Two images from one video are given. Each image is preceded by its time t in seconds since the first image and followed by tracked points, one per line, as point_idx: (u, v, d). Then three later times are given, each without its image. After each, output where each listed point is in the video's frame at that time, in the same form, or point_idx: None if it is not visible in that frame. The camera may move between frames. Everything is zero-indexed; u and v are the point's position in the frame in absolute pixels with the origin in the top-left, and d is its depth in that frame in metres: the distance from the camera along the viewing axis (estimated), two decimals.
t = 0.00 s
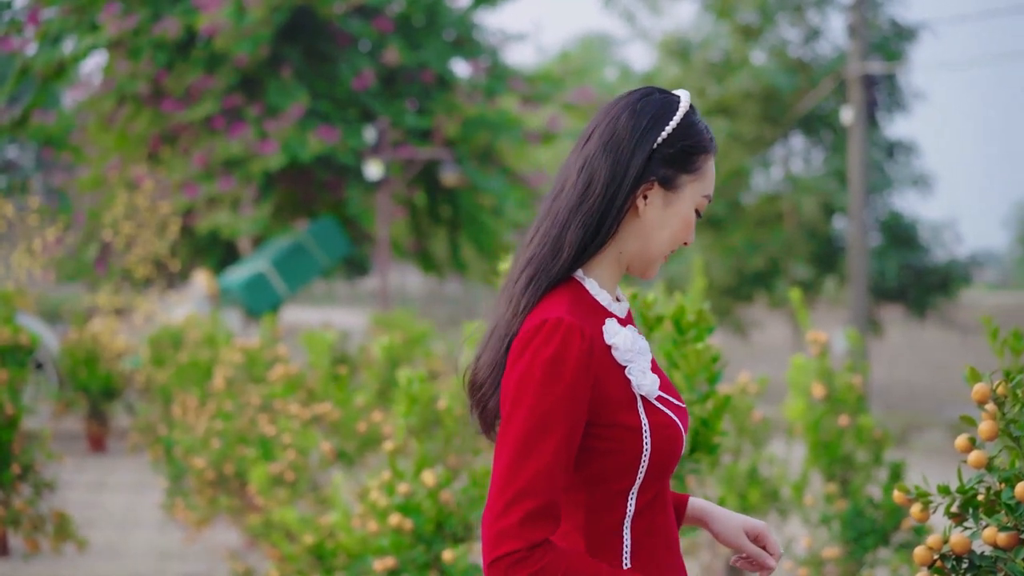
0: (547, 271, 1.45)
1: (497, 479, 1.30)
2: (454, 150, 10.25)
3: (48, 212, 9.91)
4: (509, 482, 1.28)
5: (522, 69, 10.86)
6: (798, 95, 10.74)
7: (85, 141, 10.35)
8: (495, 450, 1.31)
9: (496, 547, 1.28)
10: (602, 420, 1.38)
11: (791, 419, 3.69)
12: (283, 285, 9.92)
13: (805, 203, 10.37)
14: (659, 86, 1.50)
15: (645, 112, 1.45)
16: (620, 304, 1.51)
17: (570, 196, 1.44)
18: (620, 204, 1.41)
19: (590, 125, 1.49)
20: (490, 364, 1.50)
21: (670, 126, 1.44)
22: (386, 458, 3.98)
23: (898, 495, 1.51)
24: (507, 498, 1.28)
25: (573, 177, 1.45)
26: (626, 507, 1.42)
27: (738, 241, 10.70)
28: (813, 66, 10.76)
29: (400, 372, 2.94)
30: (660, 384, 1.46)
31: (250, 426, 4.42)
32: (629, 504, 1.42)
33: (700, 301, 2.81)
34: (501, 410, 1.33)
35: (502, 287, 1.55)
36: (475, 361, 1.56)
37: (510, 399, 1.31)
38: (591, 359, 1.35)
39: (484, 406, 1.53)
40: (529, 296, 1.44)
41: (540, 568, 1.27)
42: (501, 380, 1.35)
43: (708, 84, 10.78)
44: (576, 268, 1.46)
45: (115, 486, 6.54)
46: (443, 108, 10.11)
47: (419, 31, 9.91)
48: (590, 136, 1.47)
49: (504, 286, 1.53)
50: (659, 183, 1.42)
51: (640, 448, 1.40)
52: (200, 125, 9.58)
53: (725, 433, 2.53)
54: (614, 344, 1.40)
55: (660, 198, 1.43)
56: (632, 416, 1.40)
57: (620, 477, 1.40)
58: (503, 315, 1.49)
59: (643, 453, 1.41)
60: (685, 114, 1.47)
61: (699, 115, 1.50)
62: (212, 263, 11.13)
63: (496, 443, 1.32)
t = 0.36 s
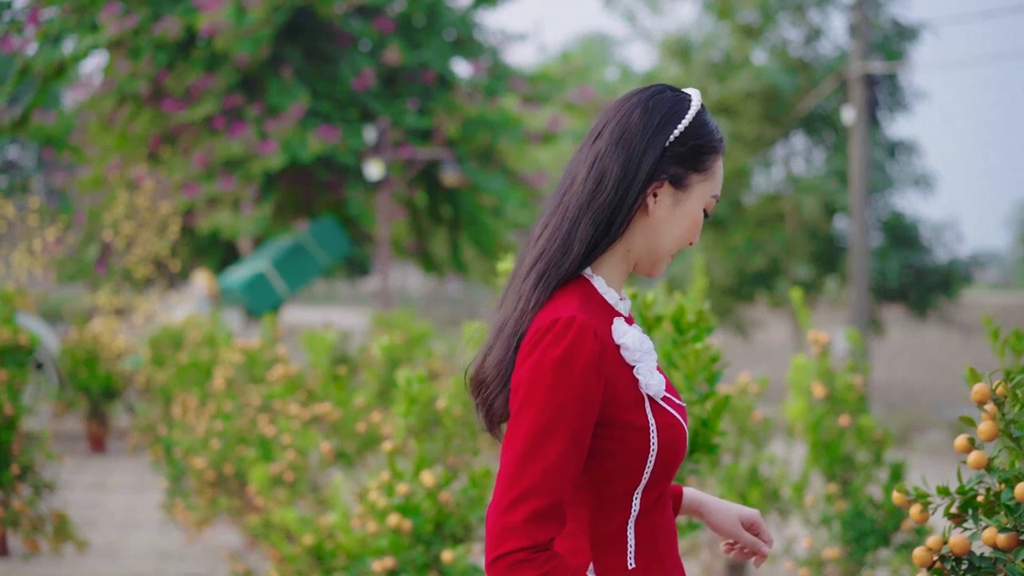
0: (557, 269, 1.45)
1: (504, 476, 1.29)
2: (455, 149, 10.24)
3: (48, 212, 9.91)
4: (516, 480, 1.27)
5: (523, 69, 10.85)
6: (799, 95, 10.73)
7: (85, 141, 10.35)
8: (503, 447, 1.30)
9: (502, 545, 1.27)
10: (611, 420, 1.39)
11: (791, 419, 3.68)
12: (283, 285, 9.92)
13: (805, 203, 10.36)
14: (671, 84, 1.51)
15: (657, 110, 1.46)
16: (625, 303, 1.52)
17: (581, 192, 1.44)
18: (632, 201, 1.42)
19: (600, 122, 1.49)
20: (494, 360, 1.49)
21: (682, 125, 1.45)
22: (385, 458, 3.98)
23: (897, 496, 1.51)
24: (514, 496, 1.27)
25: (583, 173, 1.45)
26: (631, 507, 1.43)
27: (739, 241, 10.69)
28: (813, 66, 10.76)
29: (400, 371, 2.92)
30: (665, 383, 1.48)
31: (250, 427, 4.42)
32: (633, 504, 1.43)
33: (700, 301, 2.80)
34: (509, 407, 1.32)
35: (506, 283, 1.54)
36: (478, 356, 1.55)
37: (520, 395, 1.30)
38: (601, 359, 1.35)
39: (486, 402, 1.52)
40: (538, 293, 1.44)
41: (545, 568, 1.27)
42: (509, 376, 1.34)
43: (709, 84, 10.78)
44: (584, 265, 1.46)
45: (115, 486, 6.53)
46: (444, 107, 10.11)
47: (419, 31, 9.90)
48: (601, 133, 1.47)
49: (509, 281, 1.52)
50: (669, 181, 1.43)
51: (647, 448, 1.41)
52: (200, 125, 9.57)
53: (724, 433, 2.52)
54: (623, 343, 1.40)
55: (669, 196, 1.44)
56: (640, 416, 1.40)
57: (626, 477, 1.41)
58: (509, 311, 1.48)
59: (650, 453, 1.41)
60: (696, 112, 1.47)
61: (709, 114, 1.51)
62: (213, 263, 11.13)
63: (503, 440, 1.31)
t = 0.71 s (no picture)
0: (563, 265, 1.49)
1: (513, 475, 1.32)
2: (455, 149, 10.23)
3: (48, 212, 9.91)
4: (525, 479, 1.31)
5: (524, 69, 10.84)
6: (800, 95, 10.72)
7: (85, 141, 10.35)
8: (511, 447, 1.34)
9: (510, 543, 1.31)
10: (616, 419, 1.43)
11: (790, 418, 3.67)
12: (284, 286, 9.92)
13: (806, 202, 10.36)
14: (674, 81, 1.55)
15: (662, 107, 1.50)
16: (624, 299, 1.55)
17: (587, 190, 1.48)
18: (637, 198, 1.46)
19: (605, 118, 1.53)
20: (496, 356, 1.52)
21: (686, 123, 1.50)
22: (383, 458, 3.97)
23: (891, 494, 1.49)
24: (523, 495, 1.31)
25: (589, 169, 1.49)
26: (632, 504, 1.48)
27: (739, 240, 10.69)
28: (814, 66, 10.75)
29: (397, 370, 2.91)
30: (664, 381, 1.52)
31: (247, 426, 4.42)
32: (634, 500, 1.48)
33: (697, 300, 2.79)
34: (517, 406, 1.36)
35: (509, 279, 1.57)
36: (479, 351, 1.58)
37: (528, 393, 1.34)
38: (609, 358, 1.39)
39: (487, 397, 1.55)
40: (543, 291, 1.47)
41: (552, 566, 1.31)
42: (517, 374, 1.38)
43: (710, 83, 10.77)
44: (588, 263, 1.50)
45: (115, 486, 6.52)
46: (444, 107, 10.09)
47: (419, 30, 9.88)
48: (606, 129, 1.51)
49: (513, 276, 1.55)
50: (674, 178, 1.48)
51: (650, 446, 1.45)
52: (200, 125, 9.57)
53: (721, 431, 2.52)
54: (627, 341, 1.43)
55: (673, 193, 1.48)
56: (644, 415, 1.44)
57: (629, 475, 1.45)
58: (513, 307, 1.51)
59: (652, 452, 1.46)
60: (700, 109, 1.52)
61: (711, 112, 1.56)
62: (213, 262, 11.13)
63: (511, 438, 1.35)
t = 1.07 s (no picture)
0: (563, 266, 1.48)
1: (517, 477, 1.34)
2: (454, 149, 10.21)
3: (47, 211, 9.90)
4: (529, 481, 1.33)
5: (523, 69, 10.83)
6: (800, 94, 10.70)
7: (85, 141, 10.33)
8: (515, 449, 1.35)
9: (513, 545, 1.32)
10: (618, 419, 1.43)
11: (787, 417, 3.67)
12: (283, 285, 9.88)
13: (806, 202, 10.35)
14: (670, 75, 1.55)
15: (659, 103, 1.51)
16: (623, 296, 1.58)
17: (588, 189, 1.48)
18: (639, 197, 1.47)
19: (601, 115, 1.53)
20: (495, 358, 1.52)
21: (684, 118, 1.50)
22: (380, 457, 3.96)
23: (884, 493, 1.48)
24: (526, 497, 1.33)
25: (588, 169, 1.49)
26: (631, 503, 1.48)
27: (739, 240, 10.68)
28: (814, 66, 10.73)
29: (391, 369, 2.89)
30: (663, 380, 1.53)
31: (245, 426, 4.42)
32: (633, 500, 1.48)
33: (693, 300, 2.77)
34: (521, 408, 1.37)
35: (508, 278, 1.56)
36: (476, 353, 1.57)
37: (532, 395, 1.36)
38: (612, 357, 1.40)
39: (484, 399, 1.54)
40: (544, 292, 1.47)
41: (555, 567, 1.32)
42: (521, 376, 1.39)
43: (710, 83, 10.76)
44: (590, 263, 1.50)
45: (114, 485, 6.52)
46: (444, 106, 10.08)
47: (419, 30, 9.87)
48: (603, 128, 1.51)
49: (511, 277, 1.55)
50: (673, 175, 1.49)
51: (650, 446, 1.46)
52: (199, 124, 9.56)
53: (716, 430, 2.51)
54: (629, 342, 1.45)
55: (673, 189, 1.50)
56: (645, 415, 1.45)
57: (630, 475, 1.46)
58: (513, 308, 1.50)
59: (653, 452, 1.46)
60: (696, 103, 1.53)
61: (708, 105, 1.57)
62: (212, 262, 11.12)
63: (516, 439, 1.36)
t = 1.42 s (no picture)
0: (562, 267, 1.47)
1: (516, 477, 1.34)
2: (454, 149, 10.20)
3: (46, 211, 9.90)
4: (529, 482, 1.33)
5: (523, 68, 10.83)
6: (800, 94, 10.67)
7: (85, 141, 10.33)
8: (514, 450, 1.35)
9: (511, 546, 1.32)
10: (617, 419, 1.43)
11: (784, 417, 3.66)
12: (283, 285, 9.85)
13: (805, 201, 10.33)
14: (665, 73, 1.54)
15: (656, 102, 1.49)
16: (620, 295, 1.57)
17: (588, 190, 1.47)
18: (640, 196, 1.46)
19: (598, 114, 1.51)
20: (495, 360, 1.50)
21: (681, 117, 1.49)
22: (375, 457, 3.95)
23: (875, 492, 1.47)
24: (527, 497, 1.33)
25: (586, 169, 1.48)
26: (628, 503, 1.47)
27: (739, 240, 10.67)
28: (814, 65, 10.71)
29: (386, 368, 2.87)
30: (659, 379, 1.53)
31: (242, 426, 4.41)
32: (630, 500, 1.48)
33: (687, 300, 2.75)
34: (521, 408, 1.37)
35: (505, 280, 1.55)
36: (473, 354, 1.55)
37: (531, 397, 1.36)
38: (611, 356, 1.40)
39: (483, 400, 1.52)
40: (544, 294, 1.45)
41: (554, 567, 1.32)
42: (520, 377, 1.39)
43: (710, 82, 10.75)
44: (589, 263, 1.49)
45: (112, 485, 6.52)
46: (443, 106, 10.07)
47: (419, 29, 9.86)
48: (600, 128, 1.50)
49: (509, 277, 1.54)
50: (672, 175, 1.49)
51: (648, 445, 1.45)
52: (199, 124, 9.56)
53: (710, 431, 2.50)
54: (627, 341, 1.44)
55: (671, 189, 1.49)
56: (643, 415, 1.45)
57: (627, 475, 1.46)
58: (511, 311, 1.49)
59: (651, 451, 1.46)
60: (692, 101, 1.52)
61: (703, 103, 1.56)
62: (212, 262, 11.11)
63: (515, 441, 1.37)
